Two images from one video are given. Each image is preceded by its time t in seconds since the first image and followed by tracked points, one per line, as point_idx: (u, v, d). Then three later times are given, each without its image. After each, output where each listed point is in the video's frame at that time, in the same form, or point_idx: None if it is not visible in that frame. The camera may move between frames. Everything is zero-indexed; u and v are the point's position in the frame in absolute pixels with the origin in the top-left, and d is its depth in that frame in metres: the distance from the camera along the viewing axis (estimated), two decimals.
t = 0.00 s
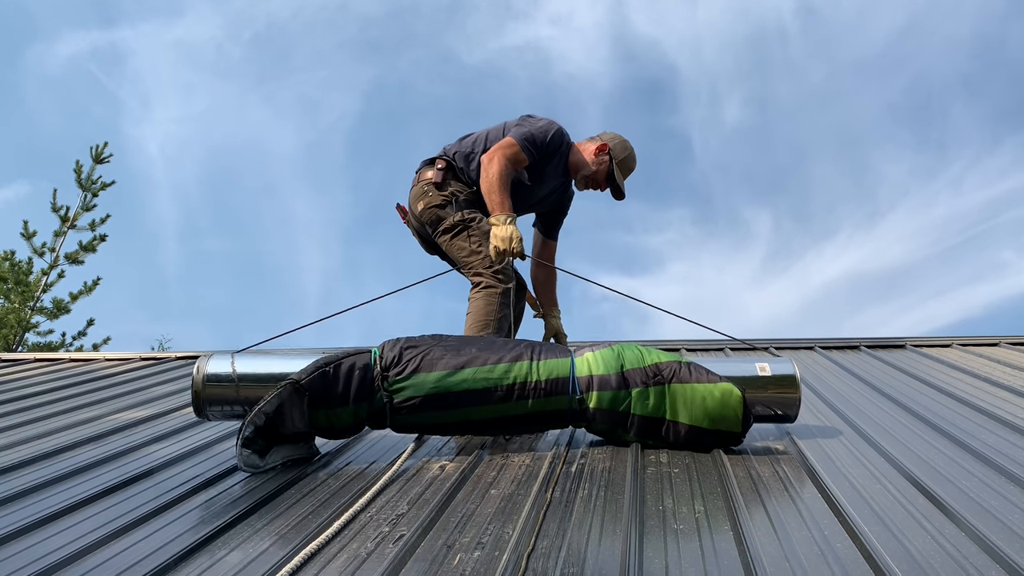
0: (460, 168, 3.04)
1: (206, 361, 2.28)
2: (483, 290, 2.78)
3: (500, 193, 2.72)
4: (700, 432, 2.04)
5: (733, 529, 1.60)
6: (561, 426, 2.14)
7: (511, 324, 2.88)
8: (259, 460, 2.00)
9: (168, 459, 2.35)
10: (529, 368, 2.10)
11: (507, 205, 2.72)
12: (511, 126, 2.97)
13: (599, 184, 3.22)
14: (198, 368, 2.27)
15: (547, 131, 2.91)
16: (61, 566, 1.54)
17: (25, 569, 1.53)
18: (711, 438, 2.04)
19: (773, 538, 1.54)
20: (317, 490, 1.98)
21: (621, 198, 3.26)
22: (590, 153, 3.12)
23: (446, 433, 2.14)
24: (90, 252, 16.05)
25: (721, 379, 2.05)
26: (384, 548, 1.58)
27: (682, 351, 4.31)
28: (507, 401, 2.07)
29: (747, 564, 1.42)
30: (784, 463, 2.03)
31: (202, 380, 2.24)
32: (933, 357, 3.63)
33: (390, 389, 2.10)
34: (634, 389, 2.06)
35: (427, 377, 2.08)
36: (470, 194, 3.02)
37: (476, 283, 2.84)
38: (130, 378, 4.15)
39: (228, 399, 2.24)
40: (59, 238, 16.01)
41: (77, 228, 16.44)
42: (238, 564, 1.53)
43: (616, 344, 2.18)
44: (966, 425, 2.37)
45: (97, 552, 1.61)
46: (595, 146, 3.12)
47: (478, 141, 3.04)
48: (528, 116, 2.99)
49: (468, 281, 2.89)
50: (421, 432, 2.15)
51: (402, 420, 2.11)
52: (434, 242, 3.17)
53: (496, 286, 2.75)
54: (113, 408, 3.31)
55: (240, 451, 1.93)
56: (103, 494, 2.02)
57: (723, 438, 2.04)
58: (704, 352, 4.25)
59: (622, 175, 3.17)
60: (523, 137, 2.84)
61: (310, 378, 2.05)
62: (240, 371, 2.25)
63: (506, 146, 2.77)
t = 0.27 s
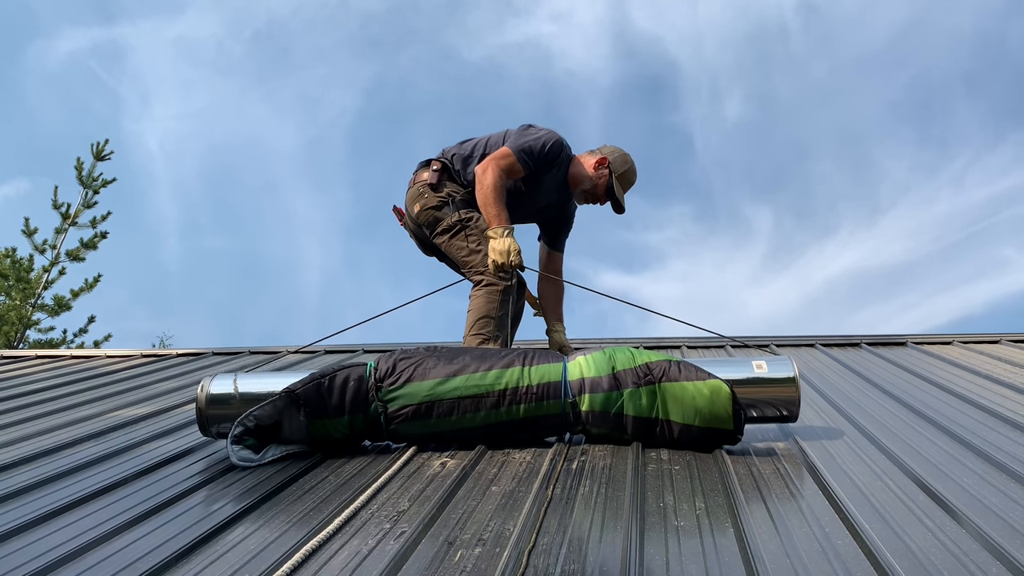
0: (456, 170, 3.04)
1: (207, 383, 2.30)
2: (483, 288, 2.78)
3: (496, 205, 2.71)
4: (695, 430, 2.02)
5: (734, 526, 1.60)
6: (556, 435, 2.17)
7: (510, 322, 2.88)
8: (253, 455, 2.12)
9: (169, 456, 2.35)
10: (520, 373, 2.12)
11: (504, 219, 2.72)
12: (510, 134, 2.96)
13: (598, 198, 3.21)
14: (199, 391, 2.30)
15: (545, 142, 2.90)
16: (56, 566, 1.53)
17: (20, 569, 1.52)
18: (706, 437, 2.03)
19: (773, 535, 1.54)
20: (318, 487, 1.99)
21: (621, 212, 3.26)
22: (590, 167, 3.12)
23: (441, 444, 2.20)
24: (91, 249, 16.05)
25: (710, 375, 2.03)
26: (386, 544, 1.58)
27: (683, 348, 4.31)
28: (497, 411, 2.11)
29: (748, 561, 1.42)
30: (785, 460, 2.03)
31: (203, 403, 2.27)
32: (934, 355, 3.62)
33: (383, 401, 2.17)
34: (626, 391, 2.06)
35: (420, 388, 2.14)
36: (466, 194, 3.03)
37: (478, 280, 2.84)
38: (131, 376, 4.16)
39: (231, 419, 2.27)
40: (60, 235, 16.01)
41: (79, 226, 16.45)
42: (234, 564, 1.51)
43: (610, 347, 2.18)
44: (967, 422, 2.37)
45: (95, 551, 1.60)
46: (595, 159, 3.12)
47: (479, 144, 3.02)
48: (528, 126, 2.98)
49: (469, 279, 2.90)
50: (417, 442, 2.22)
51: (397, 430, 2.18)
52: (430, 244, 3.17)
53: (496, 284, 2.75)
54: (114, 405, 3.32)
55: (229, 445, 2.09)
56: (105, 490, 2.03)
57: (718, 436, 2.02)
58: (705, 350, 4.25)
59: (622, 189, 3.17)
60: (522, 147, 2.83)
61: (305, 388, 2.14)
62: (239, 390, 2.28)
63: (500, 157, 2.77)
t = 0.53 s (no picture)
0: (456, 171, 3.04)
1: (207, 383, 2.31)
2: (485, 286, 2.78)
3: (496, 207, 2.71)
4: (696, 430, 2.02)
5: (736, 522, 1.60)
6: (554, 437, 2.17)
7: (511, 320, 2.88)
8: (253, 453, 2.13)
9: (170, 453, 2.35)
10: (519, 374, 2.12)
11: (504, 219, 2.72)
12: (514, 139, 2.95)
13: (599, 211, 3.22)
14: (198, 392, 2.30)
15: (548, 149, 2.89)
16: (52, 566, 1.51)
17: (15, 569, 1.50)
18: (707, 436, 2.03)
19: (775, 532, 1.54)
20: (320, 483, 1.99)
21: (622, 225, 3.25)
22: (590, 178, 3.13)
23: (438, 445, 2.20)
24: (93, 246, 16.06)
25: (711, 377, 2.01)
26: (388, 541, 1.58)
27: (684, 345, 4.31)
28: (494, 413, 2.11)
29: (749, 558, 1.42)
30: (787, 457, 2.03)
31: (202, 404, 2.27)
32: (936, 352, 3.62)
33: (381, 403, 2.17)
34: (627, 391, 2.06)
35: (418, 390, 2.14)
36: (466, 194, 3.02)
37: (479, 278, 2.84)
38: (133, 373, 4.16)
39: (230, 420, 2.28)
40: (61, 232, 16.02)
41: (80, 223, 16.46)
42: (232, 564, 1.50)
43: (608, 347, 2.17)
44: (969, 419, 2.36)
45: (93, 549, 1.59)
46: (596, 171, 3.13)
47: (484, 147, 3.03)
48: (533, 133, 2.97)
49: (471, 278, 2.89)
50: (414, 443, 2.22)
51: (395, 432, 2.19)
52: (429, 242, 3.17)
53: (499, 281, 2.74)
54: (116, 401, 3.32)
55: (228, 445, 2.10)
56: (107, 486, 2.03)
57: (719, 437, 2.02)
58: (706, 347, 4.25)
59: (623, 202, 3.17)
60: (523, 152, 2.83)
61: (304, 390, 2.15)
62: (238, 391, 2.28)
63: (501, 159, 2.77)
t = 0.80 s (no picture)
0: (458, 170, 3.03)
1: (208, 379, 2.31)
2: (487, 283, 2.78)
3: (498, 208, 2.70)
4: (698, 425, 2.02)
5: (738, 519, 1.60)
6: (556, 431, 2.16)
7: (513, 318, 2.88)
8: (256, 449, 2.13)
9: (173, 449, 2.36)
10: (521, 369, 2.12)
11: (507, 219, 2.71)
12: (518, 142, 2.95)
13: (601, 217, 3.26)
14: (199, 387, 2.30)
15: (552, 152, 2.88)
16: (49, 566, 1.50)
17: (13, 568, 1.49)
18: (709, 432, 2.03)
19: (777, 528, 1.54)
20: (322, 480, 1.99)
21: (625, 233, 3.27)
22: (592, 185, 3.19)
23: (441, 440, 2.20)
24: (94, 243, 16.07)
25: (712, 370, 2.02)
26: (390, 537, 1.59)
27: (686, 342, 4.31)
28: (496, 407, 2.11)
29: (752, 555, 1.42)
30: (789, 454, 2.03)
31: (204, 399, 2.28)
32: (938, 348, 3.61)
33: (383, 397, 2.17)
34: (629, 386, 2.06)
35: (420, 385, 2.15)
36: (467, 193, 3.02)
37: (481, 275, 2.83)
38: (136, 370, 4.17)
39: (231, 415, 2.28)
40: (63, 229, 16.04)
41: (82, 220, 16.47)
42: (231, 563, 1.49)
43: (610, 343, 2.18)
44: (972, 416, 2.36)
45: (94, 547, 1.59)
46: (597, 178, 3.19)
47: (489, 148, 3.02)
48: (538, 137, 2.97)
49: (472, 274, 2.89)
50: (416, 438, 2.22)
51: (397, 428, 2.19)
52: (431, 241, 3.17)
53: (501, 278, 2.73)
54: (119, 399, 3.33)
55: (231, 442, 2.09)
56: (110, 483, 2.04)
57: (721, 431, 2.02)
58: (708, 344, 4.25)
59: (625, 209, 3.21)
60: (526, 155, 2.82)
61: (306, 384, 2.15)
62: (240, 386, 2.29)
63: (504, 161, 2.76)
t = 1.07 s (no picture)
0: (461, 167, 3.02)
1: (210, 377, 2.32)
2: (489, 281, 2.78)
3: (501, 207, 2.70)
4: (699, 425, 2.02)
5: (740, 517, 1.60)
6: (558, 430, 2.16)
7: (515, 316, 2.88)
8: (257, 447, 2.13)
9: (175, 447, 2.36)
10: (522, 369, 2.12)
11: (509, 218, 2.70)
12: (519, 139, 2.94)
13: (604, 212, 3.20)
14: (201, 385, 2.31)
15: (555, 149, 2.87)
16: (46, 567, 1.49)
17: (9, 569, 1.48)
18: (710, 432, 2.03)
19: (779, 526, 1.53)
20: (324, 477, 2.00)
21: (628, 226, 3.23)
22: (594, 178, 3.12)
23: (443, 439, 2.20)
24: (96, 241, 16.09)
25: (714, 370, 2.01)
26: (392, 535, 1.59)
27: (687, 340, 4.31)
28: (498, 406, 2.11)
29: (754, 552, 1.42)
30: (791, 451, 2.03)
31: (206, 397, 2.28)
32: (940, 346, 3.61)
33: (385, 396, 2.18)
34: (630, 386, 2.06)
35: (421, 384, 2.15)
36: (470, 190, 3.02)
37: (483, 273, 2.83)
38: (138, 368, 4.18)
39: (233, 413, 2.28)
40: (65, 227, 16.06)
41: (85, 219, 16.49)
42: (228, 564, 1.47)
43: (612, 342, 2.18)
44: (974, 413, 2.36)
45: (96, 545, 1.60)
46: (600, 171, 3.13)
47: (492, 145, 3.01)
48: (540, 133, 2.96)
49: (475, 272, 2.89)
50: (417, 437, 2.22)
51: (399, 426, 2.19)
52: (433, 238, 3.17)
53: (504, 277, 2.72)
54: (121, 396, 3.33)
55: (233, 440, 2.09)
56: (112, 481, 2.04)
57: (723, 430, 2.02)
58: (709, 342, 4.25)
59: (628, 203, 3.15)
60: (529, 152, 2.81)
61: (307, 383, 2.16)
62: (242, 384, 2.29)
63: (507, 159, 2.75)
